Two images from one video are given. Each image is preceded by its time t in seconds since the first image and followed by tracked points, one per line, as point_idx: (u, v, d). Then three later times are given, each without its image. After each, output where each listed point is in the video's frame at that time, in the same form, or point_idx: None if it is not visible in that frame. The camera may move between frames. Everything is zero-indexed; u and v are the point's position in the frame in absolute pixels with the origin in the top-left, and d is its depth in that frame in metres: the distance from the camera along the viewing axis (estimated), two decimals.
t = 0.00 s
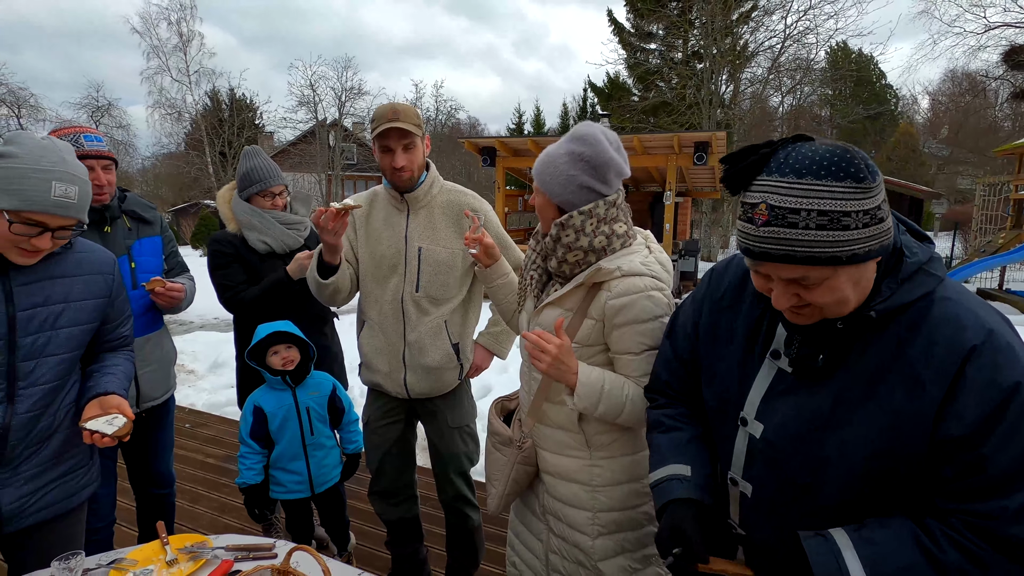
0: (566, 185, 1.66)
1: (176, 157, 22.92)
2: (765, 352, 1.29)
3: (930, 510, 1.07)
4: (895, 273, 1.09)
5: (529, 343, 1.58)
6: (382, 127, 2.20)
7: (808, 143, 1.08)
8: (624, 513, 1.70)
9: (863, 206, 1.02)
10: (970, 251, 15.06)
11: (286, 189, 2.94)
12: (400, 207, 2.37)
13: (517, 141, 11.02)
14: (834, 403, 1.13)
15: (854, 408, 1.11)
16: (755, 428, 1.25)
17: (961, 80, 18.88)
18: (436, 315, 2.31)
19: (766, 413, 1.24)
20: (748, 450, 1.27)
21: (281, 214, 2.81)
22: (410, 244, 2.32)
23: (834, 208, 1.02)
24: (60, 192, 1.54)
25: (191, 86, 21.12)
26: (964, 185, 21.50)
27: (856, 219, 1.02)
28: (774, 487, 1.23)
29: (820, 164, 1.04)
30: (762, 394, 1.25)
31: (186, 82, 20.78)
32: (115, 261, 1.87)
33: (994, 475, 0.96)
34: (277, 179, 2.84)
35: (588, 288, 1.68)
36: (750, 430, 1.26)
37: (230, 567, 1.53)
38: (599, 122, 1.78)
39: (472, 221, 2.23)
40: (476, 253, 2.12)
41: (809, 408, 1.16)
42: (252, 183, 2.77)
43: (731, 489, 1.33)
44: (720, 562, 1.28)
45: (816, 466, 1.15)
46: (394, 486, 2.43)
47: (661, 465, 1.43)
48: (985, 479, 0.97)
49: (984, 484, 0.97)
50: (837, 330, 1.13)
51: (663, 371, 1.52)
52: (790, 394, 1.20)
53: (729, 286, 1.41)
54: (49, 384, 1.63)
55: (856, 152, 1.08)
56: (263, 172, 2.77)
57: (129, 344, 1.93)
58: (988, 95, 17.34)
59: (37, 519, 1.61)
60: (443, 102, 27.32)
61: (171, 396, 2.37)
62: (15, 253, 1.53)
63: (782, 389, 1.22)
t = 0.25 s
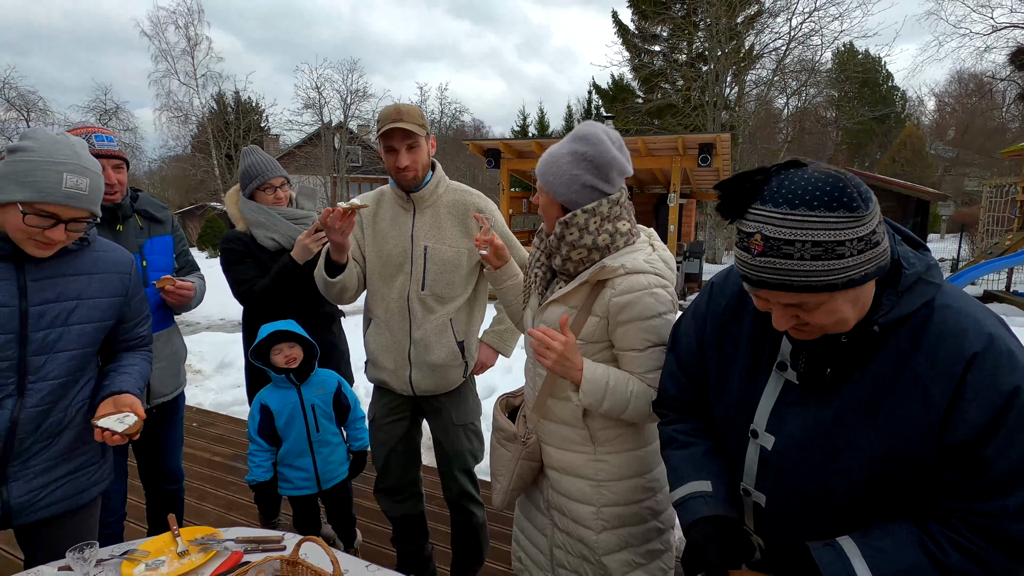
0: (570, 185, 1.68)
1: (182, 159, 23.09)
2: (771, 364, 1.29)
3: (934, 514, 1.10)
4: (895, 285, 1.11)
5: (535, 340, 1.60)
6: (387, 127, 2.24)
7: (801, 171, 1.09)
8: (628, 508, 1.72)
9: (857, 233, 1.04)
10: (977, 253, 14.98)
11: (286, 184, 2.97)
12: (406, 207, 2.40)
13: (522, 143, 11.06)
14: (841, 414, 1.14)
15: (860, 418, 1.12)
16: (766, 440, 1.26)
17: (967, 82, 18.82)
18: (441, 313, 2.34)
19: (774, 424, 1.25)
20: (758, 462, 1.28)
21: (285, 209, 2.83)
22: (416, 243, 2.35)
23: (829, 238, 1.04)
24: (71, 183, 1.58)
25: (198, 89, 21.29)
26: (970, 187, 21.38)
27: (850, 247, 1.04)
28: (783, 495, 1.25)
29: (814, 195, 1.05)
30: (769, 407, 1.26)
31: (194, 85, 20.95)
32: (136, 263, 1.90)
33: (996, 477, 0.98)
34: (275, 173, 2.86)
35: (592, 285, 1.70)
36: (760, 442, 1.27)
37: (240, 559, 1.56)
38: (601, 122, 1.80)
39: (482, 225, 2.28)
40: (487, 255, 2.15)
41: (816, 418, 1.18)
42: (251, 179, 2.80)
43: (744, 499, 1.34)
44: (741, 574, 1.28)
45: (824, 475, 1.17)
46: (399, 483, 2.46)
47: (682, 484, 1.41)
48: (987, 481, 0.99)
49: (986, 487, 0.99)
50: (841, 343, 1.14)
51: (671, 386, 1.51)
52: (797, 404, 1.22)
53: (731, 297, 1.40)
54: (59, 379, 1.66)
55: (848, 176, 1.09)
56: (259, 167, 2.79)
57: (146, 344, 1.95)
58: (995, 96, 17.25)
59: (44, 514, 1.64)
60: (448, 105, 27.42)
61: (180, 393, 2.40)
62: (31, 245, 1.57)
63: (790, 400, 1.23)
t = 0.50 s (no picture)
0: (574, 184, 1.70)
1: (190, 162, 23.25)
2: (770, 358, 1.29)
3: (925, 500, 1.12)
4: (884, 275, 1.13)
5: (540, 336, 1.61)
6: (392, 127, 2.26)
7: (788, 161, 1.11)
8: (632, 505, 1.73)
9: (844, 219, 1.05)
10: (984, 256, 14.87)
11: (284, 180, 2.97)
12: (412, 206, 2.42)
13: (527, 145, 11.09)
14: (837, 404, 1.15)
15: (856, 407, 1.14)
16: (767, 433, 1.26)
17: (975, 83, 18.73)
18: (447, 311, 2.36)
19: (773, 417, 1.25)
20: (760, 456, 1.28)
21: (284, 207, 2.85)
22: (422, 242, 2.37)
23: (816, 225, 1.05)
24: (42, 170, 1.57)
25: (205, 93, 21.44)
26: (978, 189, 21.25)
27: (838, 234, 1.05)
28: (782, 486, 1.26)
29: (800, 183, 1.07)
30: (768, 400, 1.27)
31: (201, 89, 21.10)
32: (136, 261, 1.92)
33: (988, 460, 1.01)
34: (271, 170, 2.86)
35: (598, 283, 1.71)
36: (762, 435, 1.27)
37: (248, 553, 1.58)
38: (605, 121, 1.81)
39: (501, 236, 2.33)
40: (504, 263, 2.18)
41: (814, 409, 1.19)
42: (248, 179, 2.81)
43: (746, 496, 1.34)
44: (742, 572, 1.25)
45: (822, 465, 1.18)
46: (405, 481, 2.47)
47: (686, 484, 1.39)
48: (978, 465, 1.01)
49: (977, 470, 1.02)
50: (837, 333, 1.14)
51: (672, 388, 1.50)
52: (795, 395, 1.23)
53: (726, 298, 1.40)
54: (57, 374, 1.68)
55: (834, 166, 1.11)
56: (255, 166, 2.80)
57: (149, 343, 1.96)
58: (1003, 98, 17.14)
59: (44, 515, 1.66)
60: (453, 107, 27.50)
61: (189, 392, 2.42)
62: (14, 236, 1.59)
63: (789, 392, 1.24)
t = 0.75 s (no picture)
0: (582, 187, 1.72)
1: (198, 166, 23.44)
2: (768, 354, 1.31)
3: (922, 488, 1.14)
4: (877, 267, 1.16)
5: (549, 335, 1.64)
6: (402, 131, 2.29)
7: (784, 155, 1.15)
8: (638, 502, 1.75)
9: (838, 209, 1.08)
10: (993, 260, 14.75)
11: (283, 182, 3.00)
12: (422, 208, 2.45)
13: (533, 149, 11.12)
14: (836, 395, 1.18)
15: (853, 398, 1.17)
16: (770, 428, 1.28)
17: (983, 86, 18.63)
18: (456, 311, 2.39)
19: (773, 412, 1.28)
20: (763, 451, 1.30)
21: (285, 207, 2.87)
22: (431, 243, 2.40)
23: (812, 215, 1.08)
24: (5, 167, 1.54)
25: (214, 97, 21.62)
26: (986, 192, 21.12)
27: (833, 223, 1.08)
28: (784, 479, 1.28)
29: (795, 174, 1.10)
30: (769, 394, 1.29)
31: (209, 93, 21.29)
32: (124, 243, 1.95)
33: (982, 441, 1.03)
34: (269, 172, 2.89)
35: (605, 284, 1.74)
36: (765, 430, 1.29)
37: (261, 547, 1.61)
38: (611, 124, 1.84)
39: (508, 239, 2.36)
40: (513, 266, 2.22)
41: (814, 402, 1.21)
42: (247, 183, 2.85)
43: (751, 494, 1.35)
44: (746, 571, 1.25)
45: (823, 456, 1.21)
46: (413, 479, 2.49)
47: (687, 485, 1.41)
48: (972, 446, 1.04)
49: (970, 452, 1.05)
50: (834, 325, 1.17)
51: (670, 391, 1.52)
52: (793, 388, 1.25)
53: (721, 299, 1.43)
54: (67, 366, 1.73)
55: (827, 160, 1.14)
56: (253, 169, 2.83)
57: (149, 325, 1.99)
58: (1012, 100, 17.02)
59: (84, 493, 1.75)
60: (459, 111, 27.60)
61: (200, 391, 2.46)
62: None
63: (789, 386, 1.26)
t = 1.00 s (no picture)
0: (588, 193, 1.76)
1: (205, 169, 23.62)
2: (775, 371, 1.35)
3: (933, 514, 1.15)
4: (886, 289, 1.18)
5: (556, 338, 1.67)
6: (411, 137, 2.33)
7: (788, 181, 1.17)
8: (642, 502, 1.78)
9: (841, 236, 1.10)
10: (1001, 262, 14.65)
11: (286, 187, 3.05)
12: (429, 212, 2.49)
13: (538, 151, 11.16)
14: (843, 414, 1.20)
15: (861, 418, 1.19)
16: (774, 445, 1.32)
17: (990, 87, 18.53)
18: (463, 314, 2.42)
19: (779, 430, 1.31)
20: (768, 467, 1.33)
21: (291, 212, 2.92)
22: (439, 248, 2.44)
23: (813, 243, 1.10)
24: (23, 172, 1.58)
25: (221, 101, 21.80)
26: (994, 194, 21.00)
27: (834, 250, 1.10)
28: (791, 496, 1.30)
29: (798, 201, 1.13)
30: (774, 410, 1.32)
31: (217, 97, 21.46)
32: (138, 242, 2.00)
33: (990, 470, 1.03)
34: (274, 178, 2.94)
35: (610, 287, 1.77)
36: (769, 447, 1.33)
37: (272, 544, 1.64)
38: (617, 131, 1.87)
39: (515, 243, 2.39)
40: (521, 269, 2.26)
41: (821, 420, 1.23)
42: (252, 188, 2.89)
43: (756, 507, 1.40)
44: None
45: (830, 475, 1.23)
46: (421, 480, 2.53)
47: (688, 488, 1.44)
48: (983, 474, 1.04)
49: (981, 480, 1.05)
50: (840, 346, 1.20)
51: (677, 399, 1.55)
52: (800, 406, 1.28)
53: (731, 311, 1.47)
54: (96, 365, 1.80)
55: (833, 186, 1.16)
56: (259, 175, 2.88)
57: (166, 322, 2.04)
58: (1019, 102, 16.92)
59: (118, 484, 1.82)
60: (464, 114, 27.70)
61: (211, 392, 2.50)
62: (14, 245, 1.62)
63: (795, 404, 1.29)
